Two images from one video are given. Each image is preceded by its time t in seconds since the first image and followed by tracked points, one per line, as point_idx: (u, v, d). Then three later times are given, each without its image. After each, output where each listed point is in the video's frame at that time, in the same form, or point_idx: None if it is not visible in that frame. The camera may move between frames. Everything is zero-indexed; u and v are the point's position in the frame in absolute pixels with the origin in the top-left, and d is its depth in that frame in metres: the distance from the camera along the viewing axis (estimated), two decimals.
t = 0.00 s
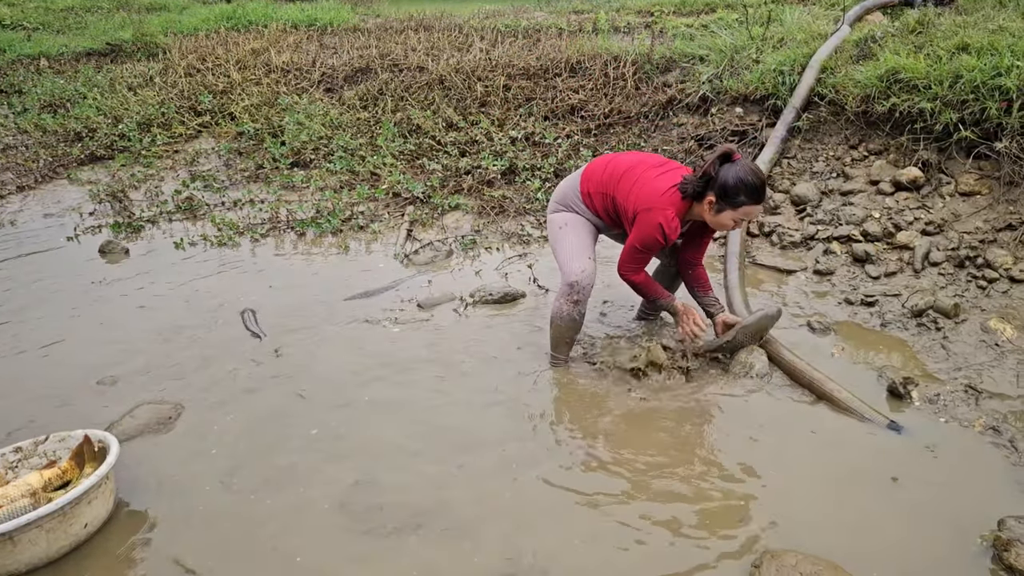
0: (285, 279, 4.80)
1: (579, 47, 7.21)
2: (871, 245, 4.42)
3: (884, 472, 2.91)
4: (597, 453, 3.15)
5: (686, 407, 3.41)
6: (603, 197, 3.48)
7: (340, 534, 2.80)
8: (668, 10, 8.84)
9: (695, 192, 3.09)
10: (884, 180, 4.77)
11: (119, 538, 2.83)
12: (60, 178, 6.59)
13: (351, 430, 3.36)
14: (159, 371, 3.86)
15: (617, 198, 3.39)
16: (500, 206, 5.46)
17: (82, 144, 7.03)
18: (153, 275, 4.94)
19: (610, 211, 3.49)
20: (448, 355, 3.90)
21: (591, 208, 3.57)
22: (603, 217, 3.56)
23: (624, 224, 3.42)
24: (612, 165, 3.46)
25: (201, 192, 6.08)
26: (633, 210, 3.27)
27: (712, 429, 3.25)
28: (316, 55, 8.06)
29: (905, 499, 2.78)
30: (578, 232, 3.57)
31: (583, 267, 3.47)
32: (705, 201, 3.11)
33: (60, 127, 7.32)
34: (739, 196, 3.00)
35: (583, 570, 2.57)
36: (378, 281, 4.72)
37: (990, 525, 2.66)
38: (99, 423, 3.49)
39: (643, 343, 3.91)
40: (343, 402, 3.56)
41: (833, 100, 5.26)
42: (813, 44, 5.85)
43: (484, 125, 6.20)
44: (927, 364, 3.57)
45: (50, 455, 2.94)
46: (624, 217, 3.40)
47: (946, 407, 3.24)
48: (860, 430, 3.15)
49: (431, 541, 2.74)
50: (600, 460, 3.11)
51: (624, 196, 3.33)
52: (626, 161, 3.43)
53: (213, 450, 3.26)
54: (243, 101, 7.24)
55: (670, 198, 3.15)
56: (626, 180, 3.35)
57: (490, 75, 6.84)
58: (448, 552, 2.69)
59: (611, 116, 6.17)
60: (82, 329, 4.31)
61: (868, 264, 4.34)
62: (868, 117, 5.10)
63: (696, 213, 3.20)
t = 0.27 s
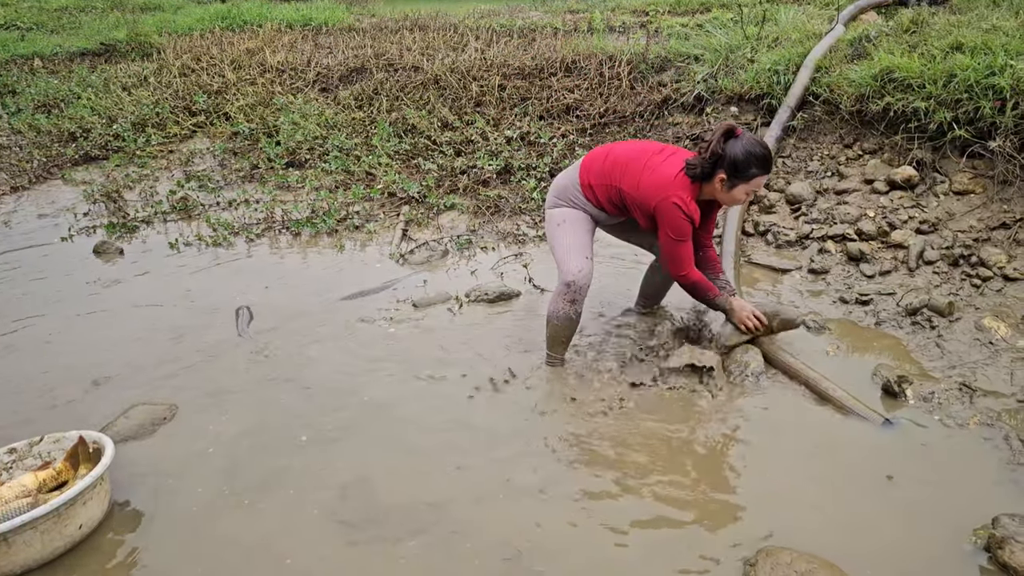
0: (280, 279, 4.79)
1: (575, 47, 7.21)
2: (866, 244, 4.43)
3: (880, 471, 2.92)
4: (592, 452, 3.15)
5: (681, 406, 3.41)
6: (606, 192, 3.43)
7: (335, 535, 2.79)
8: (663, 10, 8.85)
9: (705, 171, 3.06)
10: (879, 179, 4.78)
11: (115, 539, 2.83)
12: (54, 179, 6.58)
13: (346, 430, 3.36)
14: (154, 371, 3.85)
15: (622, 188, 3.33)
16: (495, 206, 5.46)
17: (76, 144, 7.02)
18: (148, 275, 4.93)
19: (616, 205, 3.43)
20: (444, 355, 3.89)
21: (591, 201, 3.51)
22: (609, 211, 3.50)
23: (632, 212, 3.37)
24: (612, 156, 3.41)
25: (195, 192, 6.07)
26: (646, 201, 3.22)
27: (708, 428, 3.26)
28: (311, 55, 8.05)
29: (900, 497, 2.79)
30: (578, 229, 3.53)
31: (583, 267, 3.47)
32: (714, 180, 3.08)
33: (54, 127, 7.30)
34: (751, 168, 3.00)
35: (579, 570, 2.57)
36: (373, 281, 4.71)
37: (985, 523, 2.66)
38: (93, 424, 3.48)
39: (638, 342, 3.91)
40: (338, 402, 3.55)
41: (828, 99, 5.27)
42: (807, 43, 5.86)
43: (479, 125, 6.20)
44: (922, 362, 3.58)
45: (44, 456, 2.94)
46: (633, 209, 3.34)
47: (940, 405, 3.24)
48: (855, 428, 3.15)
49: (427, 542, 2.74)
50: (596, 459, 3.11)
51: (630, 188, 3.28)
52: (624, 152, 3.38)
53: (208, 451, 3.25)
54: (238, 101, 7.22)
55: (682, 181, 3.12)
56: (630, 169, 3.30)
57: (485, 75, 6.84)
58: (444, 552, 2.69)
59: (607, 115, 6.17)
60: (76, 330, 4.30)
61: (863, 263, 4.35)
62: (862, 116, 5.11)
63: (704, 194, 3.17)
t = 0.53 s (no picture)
0: (276, 279, 4.79)
1: (571, 47, 7.21)
2: (861, 244, 4.44)
3: (876, 470, 2.92)
4: (588, 452, 3.15)
5: (677, 405, 3.41)
6: (618, 176, 3.33)
7: (331, 536, 2.79)
8: (659, 9, 8.85)
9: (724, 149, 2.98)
10: (874, 178, 4.79)
11: (111, 540, 2.82)
12: (49, 180, 6.56)
13: (342, 431, 3.35)
14: (149, 372, 3.84)
15: (640, 171, 3.24)
16: (491, 206, 5.45)
17: (71, 144, 7.00)
18: (144, 276, 4.92)
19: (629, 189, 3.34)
20: (440, 355, 3.89)
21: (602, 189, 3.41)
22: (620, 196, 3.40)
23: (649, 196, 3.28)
24: (624, 140, 3.32)
25: (191, 192, 6.06)
26: (667, 181, 3.14)
27: (704, 428, 3.26)
28: (306, 55, 8.04)
29: (896, 496, 2.79)
30: (586, 224, 3.44)
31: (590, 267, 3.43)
32: (732, 157, 3.00)
33: (49, 127, 7.28)
34: (769, 142, 2.97)
35: (575, 571, 2.57)
36: (369, 281, 4.71)
37: (980, 521, 2.67)
38: (88, 425, 3.47)
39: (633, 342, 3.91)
40: (334, 402, 3.55)
41: (823, 99, 5.27)
42: (803, 43, 5.86)
43: (475, 125, 6.20)
44: (918, 361, 3.58)
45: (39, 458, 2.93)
46: (650, 192, 3.26)
47: (935, 404, 3.25)
48: (850, 428, 3.16)
49: (423, 542, 2.73)
50: (592, 459, 3.11)
51: (647, 169, 3.20)
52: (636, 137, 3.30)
53: (204, 452, 3.25)
54: (234, 101, 7.21)
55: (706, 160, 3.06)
56: (647, 152, 3.22)
57: (481, 74, 6.84)
58: (440, 553, 2.68)
59: (602, 115, 6.17)
60: (71, 330, 4.29)
61: (858, 262, 4.36)
62: (857, 115, 5.12)
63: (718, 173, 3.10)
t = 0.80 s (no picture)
0: (272, 279, 4.78)
1: (566, 47, 7.21)
2: (856, 243, 4.45)
3: (871, 468, 2.93)
4: (584, 451, 3.15)
5: (672, 405, 3.42)
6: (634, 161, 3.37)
7: (327, 536, 2.79)
8: (654, 9, 8.86)
9: (742, 136, 3.13)
10: (869, 177, 4.80)
11: (107, 541, 2.82)
12: (43, 180, 6.54)
13: (337, 430, 3.35)
14: (144, 373, 3.84)
15: (658, 157, 3.31)
16: (487, 205, 5.45)
17: (65, 145, 6.98)
18: (139, 276, 4.91)
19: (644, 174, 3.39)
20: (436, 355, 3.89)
21: (620, 174, 3.43)
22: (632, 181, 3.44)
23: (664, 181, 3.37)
24: (639, 124, 3.36)
25: (186, 192, 6.05)
26: (690, 172, 3.24)
27: (699, 427, 3.26)
28: (301, 55, 8.03)
29: (891, 494, 2.80)
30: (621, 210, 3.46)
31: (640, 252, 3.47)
32: (748, 144, 3.15)
33: (43, 128, 7.26)
34: (783, 128, 3.13)
35: (571, 570, 2.57)
36: (365, 281, 4.71)
37: (975, 518, 2.68)
38: (83, 426, 3.46)
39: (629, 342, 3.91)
40: (329, 402, 3.55)
41: (818, 99, 5.28)
42: (797, 43, 5.87)
43: (470, 125, 6.20)
44: (913, 359, 3.59)
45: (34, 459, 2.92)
46: (668, 180, 3.34)
47: (930, 402, 3.26)
48: (845, 426, 3.16)
49: (419, 542, 2.73)
50: (588, 458, 3.11)
51: (668, 158, 3.28)
52: (650, 121, 3.35)
53: (200, 453, 3.25)
54: (229, 101, 7.20)
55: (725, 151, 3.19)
56: (666, 139, 3.28)
57: (476, 74, 6.84)
58: (437, 553, 2.69)
59: (597, 114, 6.18)
60: (66, 331, 4.28)
61: (853, 261, 4.37)
62: (852, 115, 5.13)
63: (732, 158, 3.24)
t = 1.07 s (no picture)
0: (265, 280, 4.77)
1: (559, 47, 7.22)
2: (848, 242, 4.46)
3: (864, 466, 2.94)
4: (577, 451, 3.16)
5: (665, 404, 3.42)
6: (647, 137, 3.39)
7: (321, 537, 2.78)
8: (647, 9, 8.87)
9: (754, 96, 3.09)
10: (861, 177, 4.81)
11: (100, 543, 2.81)
12: (35, 181, 6.52)
13: (331, 431, 3.35)
14: (136, 374, 3.82)
15: (669, 130, 3.31)
16: (480, 205, 5.45)
17: (57, 145, 6.96)
18: (131, 277, 4.89)
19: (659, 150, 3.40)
20: (430, 355, 3.89)
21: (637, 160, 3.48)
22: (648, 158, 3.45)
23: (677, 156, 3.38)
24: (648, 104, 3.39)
25: (178, 193, 6.03)
26: (700, 140, 3.23)
27: (692, 426, 3.27)
28: (294, 55, 8.02)
29: (883, 492, 2.81)
30: (650, 196, 3.49)
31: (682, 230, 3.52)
32: (761, 104, 3.11)
33: (34, 128, 7.23)
34: (797, 85, 3.08)
35: (566, 570, 2.58)
36: (358, 281, 4.70)
37: (967, 516, 2.68)
38: (75, 427, 3.45)
39: (622, 341, 3.91)
40: (323, 403, 3.54)
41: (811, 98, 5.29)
42: (789, 42, 5.88)
43: (463, 125, 6.19)
44: (905, 358, 3.60)
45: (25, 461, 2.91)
46: (680, 152, 3.34)
47: (922, 401, 3.27)
48: (838, 425, 3.17)
49: (412, 543, 2.73)
50: (582, 458, 3.11)
51: (678, 129, 3.27)
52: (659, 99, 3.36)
53: (193, 453, 3.24)
54: (221, 101, 7.18)
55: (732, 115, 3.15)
56: (674, 112, 3.28)
57: (469, 74, 6.83)
58: (431, 553, 2.69)
59: (591, 114, 6.18)
60: (58, 332, 4.27)
61: (846, 260, 4.38)
62: (844, 114, 5.14)
63: (748, 122, 3.20)
